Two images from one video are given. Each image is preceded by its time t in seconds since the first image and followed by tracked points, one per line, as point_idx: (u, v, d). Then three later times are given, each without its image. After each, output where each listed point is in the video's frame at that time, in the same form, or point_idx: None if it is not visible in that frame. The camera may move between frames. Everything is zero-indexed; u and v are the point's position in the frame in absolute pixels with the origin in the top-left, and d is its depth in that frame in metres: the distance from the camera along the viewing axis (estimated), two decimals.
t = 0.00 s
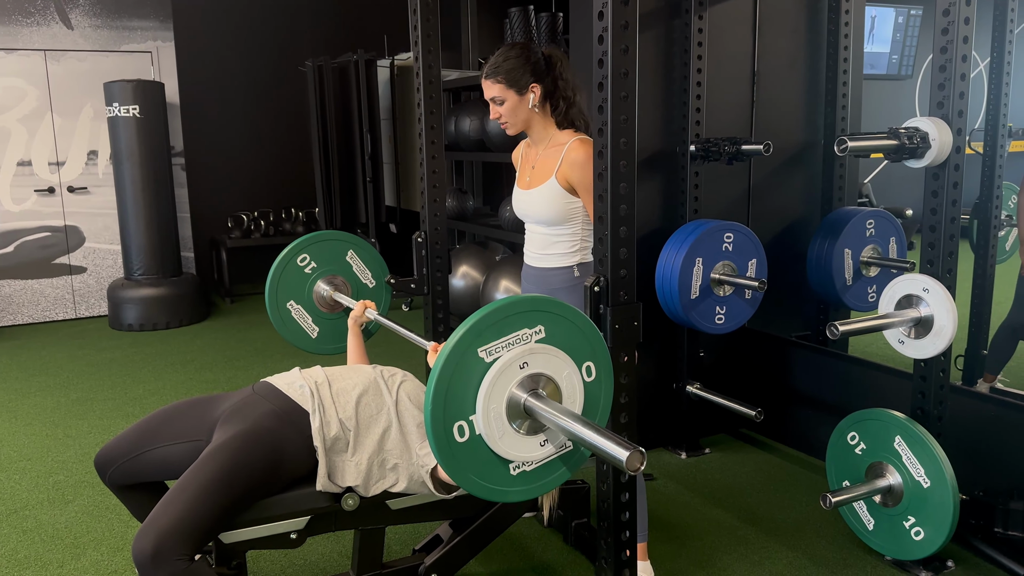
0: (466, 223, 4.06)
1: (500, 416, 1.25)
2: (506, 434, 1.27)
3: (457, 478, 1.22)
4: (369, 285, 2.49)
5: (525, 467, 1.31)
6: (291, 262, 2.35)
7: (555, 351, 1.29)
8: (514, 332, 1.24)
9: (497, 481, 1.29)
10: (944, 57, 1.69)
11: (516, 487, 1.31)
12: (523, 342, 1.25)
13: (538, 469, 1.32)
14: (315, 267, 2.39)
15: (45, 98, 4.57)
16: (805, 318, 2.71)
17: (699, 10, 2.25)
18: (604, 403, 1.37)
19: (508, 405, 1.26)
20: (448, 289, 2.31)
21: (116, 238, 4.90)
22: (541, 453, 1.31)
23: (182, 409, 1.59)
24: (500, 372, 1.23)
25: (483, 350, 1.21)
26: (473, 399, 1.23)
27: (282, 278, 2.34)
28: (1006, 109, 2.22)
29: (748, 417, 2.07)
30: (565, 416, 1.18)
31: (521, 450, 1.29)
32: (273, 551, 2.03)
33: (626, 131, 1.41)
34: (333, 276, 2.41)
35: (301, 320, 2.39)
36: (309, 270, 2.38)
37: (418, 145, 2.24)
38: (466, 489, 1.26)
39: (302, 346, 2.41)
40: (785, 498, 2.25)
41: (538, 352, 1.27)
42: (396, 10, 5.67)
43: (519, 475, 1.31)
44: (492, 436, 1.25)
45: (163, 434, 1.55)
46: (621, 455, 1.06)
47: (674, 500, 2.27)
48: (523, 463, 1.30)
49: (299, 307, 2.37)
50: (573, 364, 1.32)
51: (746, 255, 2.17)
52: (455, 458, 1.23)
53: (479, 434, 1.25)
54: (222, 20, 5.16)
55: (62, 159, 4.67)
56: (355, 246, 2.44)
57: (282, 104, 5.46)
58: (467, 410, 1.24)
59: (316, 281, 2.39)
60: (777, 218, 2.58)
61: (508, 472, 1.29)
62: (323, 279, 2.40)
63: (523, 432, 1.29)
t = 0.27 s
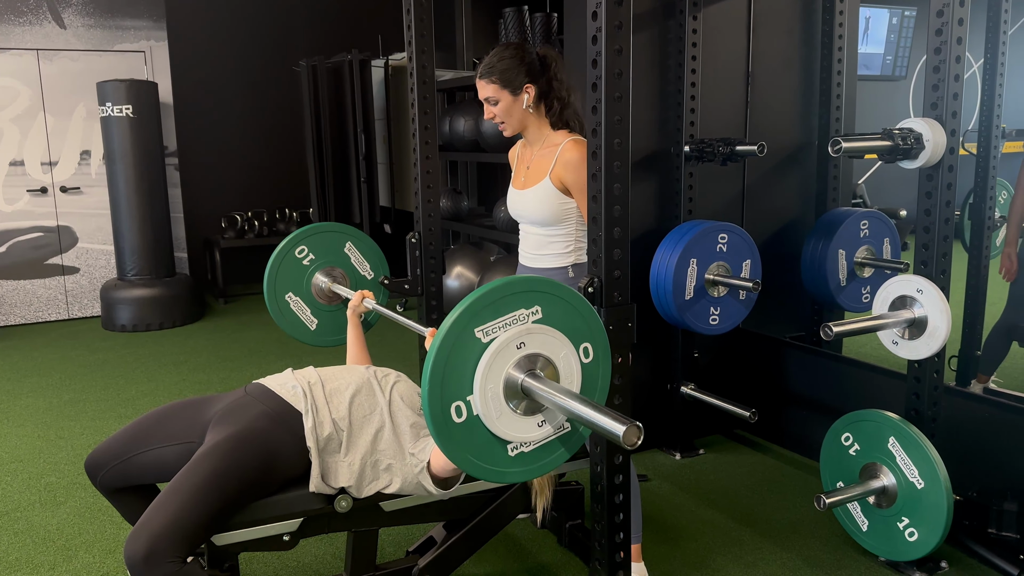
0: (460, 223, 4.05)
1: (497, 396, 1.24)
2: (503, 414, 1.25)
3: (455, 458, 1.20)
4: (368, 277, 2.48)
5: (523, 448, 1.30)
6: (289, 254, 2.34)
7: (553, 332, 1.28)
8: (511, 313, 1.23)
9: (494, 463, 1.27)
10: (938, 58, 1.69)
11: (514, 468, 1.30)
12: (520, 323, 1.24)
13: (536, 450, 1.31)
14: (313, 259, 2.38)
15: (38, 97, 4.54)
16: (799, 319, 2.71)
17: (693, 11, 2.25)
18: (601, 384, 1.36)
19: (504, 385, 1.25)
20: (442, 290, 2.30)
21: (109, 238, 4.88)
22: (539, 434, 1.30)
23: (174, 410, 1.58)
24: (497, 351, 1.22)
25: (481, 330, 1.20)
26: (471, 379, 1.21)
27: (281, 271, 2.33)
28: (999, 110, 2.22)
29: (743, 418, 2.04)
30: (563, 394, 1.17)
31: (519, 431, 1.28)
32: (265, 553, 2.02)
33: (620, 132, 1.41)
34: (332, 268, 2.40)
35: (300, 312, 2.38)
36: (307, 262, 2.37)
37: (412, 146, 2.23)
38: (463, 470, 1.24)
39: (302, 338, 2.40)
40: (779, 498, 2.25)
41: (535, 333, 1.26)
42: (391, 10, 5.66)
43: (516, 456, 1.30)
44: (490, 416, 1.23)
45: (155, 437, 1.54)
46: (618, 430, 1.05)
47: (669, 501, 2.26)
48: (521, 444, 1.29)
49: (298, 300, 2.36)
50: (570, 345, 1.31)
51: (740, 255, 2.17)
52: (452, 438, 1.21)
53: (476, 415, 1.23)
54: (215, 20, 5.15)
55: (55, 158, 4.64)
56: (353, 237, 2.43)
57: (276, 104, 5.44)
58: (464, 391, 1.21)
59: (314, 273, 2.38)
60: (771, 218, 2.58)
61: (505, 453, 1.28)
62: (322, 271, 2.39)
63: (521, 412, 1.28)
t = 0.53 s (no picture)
0: (457, 224, 4.05)
1: (499, 370, 1.23)
2: (505, 388, 1.24)
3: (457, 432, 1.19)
4: (370, 266, 2.47)
5: (526, 423, 1.29)
6: (292, 243, 2.33)
7: (555, 306, 1.28)
8: (513, 287, 1.22)
9: (498, 437, 1.26)
10: (935, 59, 1.69)
11: (517, 444, 1.29)
12: (522, 297, 1.24)
13: (539, 425, 1.30)
14: (316, 248, 2.37)
15: (35, 96, 4.53)
16: (796, 320, 2.71)
17: (691, 12, 2.25)
18: (604, 359, 1.36)
19: (507, 359, 1.24)
20: (439, 290, 2.29)
21: (106, 237, 4.87)
22: (542, 409, 1.29)
23: (170, 411, 1.58)
24: (499, 325, 1.22)
25: (482, 304, 1.20)
26: (473, 353, 1.20)
27: (283, 260, 2.33)
28: (996, 112, 2.22)
29: (739, 418, 2.04)
30: (567, 366, 1.17)
31: (522, 405, 1.26)
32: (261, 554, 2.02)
33: (618, 133, 1.41)
34: (334, 257, 2.40)
35: (303, 302, 2.37)
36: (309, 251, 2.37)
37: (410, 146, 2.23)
38: (466, 444, 1.23)
39: (305, 328, 2.40)
40: (776, 499, 2.25)
41: (536, 307, 1.25)
42: (389, 10, 5.66)
43: (519, 431, 1.29)
44: (492, 390, 1.23)
45: (151, 437, 1.54)
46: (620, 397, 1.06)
47: (666, 502, 2.26)
48: (524, 419, 1.28)
49: (301, 289, 2.36)
50: (572, 320, 1.30)
51: (737, 256, 2.17)
52: (455, 412, 1.20)
53: (479, 389, 1.22)
54: (213, 19, 5.14)
55: (51, 158, 4.63)
56: (356, 226, 2.43)
57: (273, 104, 5.43)
58: (466, 365, 1.21)
59: (317, 262, 2.38)
60: (769, 219, 2.58)
61: (508, 428, 1.27)
62: (325, 260, 2.38)
63: (522, 386, 1.26)
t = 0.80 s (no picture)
0: (457, 223, 4.05)
1: (501, 337, 1.22)
2: (507, 355, 1.23)
3: (458, 399, 1.18)
4: (374, 249, 2.46)
5: (528, 391, 1.27)
6: (295, 225, 2.33)
7: (557, 275, 1.27)
8: (514, 254, 1.22)
9: (500, 405, 1.25)
10: (935, 59, 1.69)
11: (519, 412, 1.28)
12: (524, 265, 1.23)
13: (541, 394, 1.29)
14: (318, 230, 2.37)
15: (34, 94, 4.53)
16: (796, 320, 2.71)
17: (691, 12, 2.25)
18: (606, 329, 1.35)
19: (508, 327, 1.23)
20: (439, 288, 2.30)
21: (105, 236, 4.87)
22: (545, 377, 1.28)
23: (170, 409, 1.58)
24: (500, 293, 1.21)
25: (483, 271, 1.19)
26: (474, 319, 1.20)
27: (286, 241, 2.33)
28: (995, 111, 2.22)
29: (737, 418, 2.07)
30: (569, 331, 1.16)
31: (523, 372, 1.25)
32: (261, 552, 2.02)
33: (618, 132, 1.41)
34: (337, 240, 2.40)
35: (307, 284, 2.37)
36: (313, 233, 2.36)
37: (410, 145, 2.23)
38: (468, 412, 1.22)
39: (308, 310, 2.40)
40: (775, 499, 2.25)
41: (538, 275, 1.25)
42: (388, 10, 5.66)
43: (521, 400, 1.27)
44: (494, 357, 1.22)
45: (150, 436, 1.54)
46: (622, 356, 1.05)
47: (665, 501, 2.26)
48: (526, 387, 1.26)
49: (304, 271, 2.36)
50: (574, 288, 1.30)
51: (737, 256, 2.17)
52: (456, 379, 1.20)
53: (480, 356, 1.21)
54: (212, 18, 5.14)
55: (50, 156, 4.63)
56: (359, 208, 2.42)
57: (273, 103, 5.43)
58: (467, 332, 1.20)
59: (320, 244, 2.38)
60: (768, 219, 2.58)
61: (510, 396, 1.26)
62: (327, 242, 2.38)
63: (523, 353, 1.25)
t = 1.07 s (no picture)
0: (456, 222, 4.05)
1: (502, 307, 1.23)
2: (508, 326, 1.24)
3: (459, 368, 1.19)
4: (378, 228, 2.45)
5: (528, 363, 1.29)
6: (299, 203, 2.33)
7: (558, 246, 1.28)
8: (516, 225, 1.23)
9: (500, 376, 1.26)
10: (935, 59, 1.69)
11: (520, 383, 1.29)
12: (525, 235, 1.24)
13: (542, 366, 1.30)
14: (323, 208, 2.37)
15: (33, 93, 4.53)
16: (795, 320, 2.71)
17: (691, 11, 2.25)
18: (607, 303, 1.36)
19: (509, 298, 1.24)
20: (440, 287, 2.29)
21: (104, 235, 4.86)
22: (546, 348, 1.29)
23: (170, 406, 1.58)
24: (502, 263, 1.22)
25: (484, 241, 1.20)
26: (475, 289, 1.21)
27: (291, 219, 2.33)
28: (995, 111, 2.22)
29: (738, 418, 2.07)
30: (569, 301, 1.17)
31: (525, 343, 1.26)
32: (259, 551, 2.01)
33: (618, 130, 1.41)
34: (342, 218, 2.39)
35: (311, 262, 2.38)
36: (317, 211, 2.36)
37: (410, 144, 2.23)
38: (469, 382, 1.23)
39: (313, 287, 2.40)
40: (774, 498, 2.25)
41: (540, 246, 1.26)
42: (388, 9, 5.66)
43: (522, 370, 1.29)
44: (495, 328, 1.23)
45: (151, 432, 1.53)
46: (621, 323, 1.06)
47: (664, 500, 2.26)
48: (527, 358, 1.28)
49: (308, 248, 2.36)
50: (575, 260, 1.31)
51: (736, 255, 2.17)
52: (457, 350, 1.20)
53: (481, 327, 1.22)
54: (211, 17, 5.13)
55: (50, 154, 4.62)
56: (363, 186, 2.41)
57: (272, 102, 5.43)
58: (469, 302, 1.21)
59: (325, 222, 2.37)
60: (767, 218, 2.58)
61: (510, 366, 1.27)
62: (332, 220, 2.38)
63: (524, 324, 1.26)
